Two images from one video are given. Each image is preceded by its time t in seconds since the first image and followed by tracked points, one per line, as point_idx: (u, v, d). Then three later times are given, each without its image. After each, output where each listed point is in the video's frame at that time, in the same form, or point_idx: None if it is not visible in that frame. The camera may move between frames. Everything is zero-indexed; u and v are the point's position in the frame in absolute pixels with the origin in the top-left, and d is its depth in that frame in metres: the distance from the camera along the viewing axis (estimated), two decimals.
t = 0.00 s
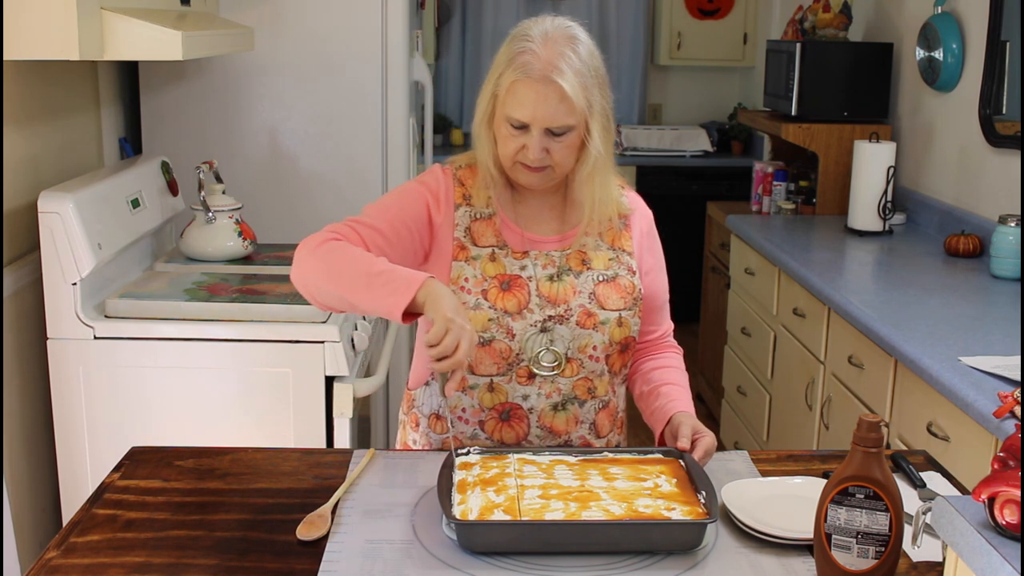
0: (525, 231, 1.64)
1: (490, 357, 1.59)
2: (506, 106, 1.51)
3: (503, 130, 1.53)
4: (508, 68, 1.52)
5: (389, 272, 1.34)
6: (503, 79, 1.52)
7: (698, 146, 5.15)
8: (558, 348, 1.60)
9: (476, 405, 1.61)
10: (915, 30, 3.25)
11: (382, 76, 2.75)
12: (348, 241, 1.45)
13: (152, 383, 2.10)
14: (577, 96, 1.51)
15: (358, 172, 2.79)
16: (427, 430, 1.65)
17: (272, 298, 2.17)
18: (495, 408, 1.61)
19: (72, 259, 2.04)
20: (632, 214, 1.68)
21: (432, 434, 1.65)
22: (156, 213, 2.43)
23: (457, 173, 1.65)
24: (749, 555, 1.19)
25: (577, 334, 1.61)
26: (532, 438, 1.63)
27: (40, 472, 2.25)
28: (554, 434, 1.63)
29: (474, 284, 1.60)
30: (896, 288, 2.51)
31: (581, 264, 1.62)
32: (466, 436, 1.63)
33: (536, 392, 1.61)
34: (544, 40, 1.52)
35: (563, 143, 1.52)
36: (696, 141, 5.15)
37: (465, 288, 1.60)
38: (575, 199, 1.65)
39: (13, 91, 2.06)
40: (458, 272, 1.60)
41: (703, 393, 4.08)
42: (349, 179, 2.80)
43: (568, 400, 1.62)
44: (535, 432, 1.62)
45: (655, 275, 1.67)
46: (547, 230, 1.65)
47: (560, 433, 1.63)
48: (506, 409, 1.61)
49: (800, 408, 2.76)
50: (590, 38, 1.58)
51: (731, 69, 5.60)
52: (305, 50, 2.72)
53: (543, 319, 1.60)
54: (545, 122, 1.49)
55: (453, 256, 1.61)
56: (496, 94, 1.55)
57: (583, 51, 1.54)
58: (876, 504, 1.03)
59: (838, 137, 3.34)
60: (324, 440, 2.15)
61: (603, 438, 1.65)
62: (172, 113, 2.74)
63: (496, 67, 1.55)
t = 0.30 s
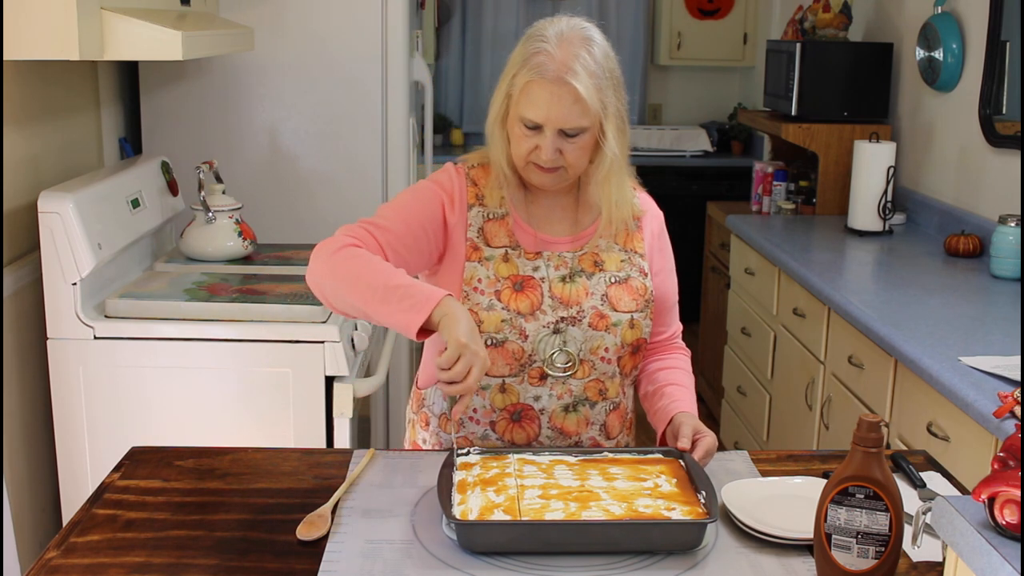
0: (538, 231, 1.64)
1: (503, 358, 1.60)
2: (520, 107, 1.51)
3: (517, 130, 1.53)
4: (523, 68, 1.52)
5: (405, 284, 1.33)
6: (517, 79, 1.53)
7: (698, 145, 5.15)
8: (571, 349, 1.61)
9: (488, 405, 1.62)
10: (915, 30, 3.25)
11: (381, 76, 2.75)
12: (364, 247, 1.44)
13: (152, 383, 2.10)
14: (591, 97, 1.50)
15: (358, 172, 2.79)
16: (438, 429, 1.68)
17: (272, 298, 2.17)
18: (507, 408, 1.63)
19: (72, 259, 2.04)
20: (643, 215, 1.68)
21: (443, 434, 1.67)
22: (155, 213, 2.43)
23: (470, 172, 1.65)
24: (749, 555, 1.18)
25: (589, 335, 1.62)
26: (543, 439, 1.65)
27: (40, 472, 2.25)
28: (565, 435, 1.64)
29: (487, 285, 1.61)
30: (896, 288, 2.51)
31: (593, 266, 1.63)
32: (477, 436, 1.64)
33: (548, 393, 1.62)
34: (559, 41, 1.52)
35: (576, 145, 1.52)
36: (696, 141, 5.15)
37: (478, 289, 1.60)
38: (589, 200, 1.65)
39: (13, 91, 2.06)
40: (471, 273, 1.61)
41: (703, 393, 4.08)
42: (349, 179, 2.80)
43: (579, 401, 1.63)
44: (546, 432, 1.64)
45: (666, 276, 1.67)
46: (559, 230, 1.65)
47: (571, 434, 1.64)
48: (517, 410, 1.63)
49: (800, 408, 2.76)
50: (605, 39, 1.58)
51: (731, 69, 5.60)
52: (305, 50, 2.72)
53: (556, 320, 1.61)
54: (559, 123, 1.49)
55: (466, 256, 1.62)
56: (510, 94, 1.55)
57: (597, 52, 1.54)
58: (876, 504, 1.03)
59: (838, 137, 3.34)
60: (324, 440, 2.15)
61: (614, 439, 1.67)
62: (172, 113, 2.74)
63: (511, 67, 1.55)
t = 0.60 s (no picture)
0: (540, 231, 1.64)
1: (504, 358, 1.60)
2: (523, 107, 1.51)
3: (520, 130, 1.53)
4: (526, 68, 1.52)
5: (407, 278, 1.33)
6: (521, 79, 1.53)
7: (698, 146, 5.15)
8: (573, 349, 1.61)
9: (488, 405, 1.63)
10: (915, 30, 3.25)
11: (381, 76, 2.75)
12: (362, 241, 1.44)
13: (152, 383, 2.10)
14: (594, 97, 1.51)
15: (358, 172, 2.79)
16: (438, 429, 1.67)
17: (272, 298, 2.17)
18: (508, 408, 1.63)
19: (72, 259, 2.04)
20: (646, 216, 1.67)
21: (443, 434, 1.67)
22: (156, 213, 2.43)
23: (472, 172, 1.65)
24: (748, 555, 1.18)
25: (591, 335, 1.62)
26: (544, 439, 1.65)
27: (41, 472, 2.25)
28: (566, 435, 1.64)
29: (489, 285, 1.60)
30: (896, 288, 2.51)
31: (595, 266, 1.63)
32: (477, 436, 1.65)
33: (549, 393, 1.62)
34: (562, 41, 1.52)
35: (579, 144, 1.52)
36: (696, 141, 5.16)
37: (480, 289, 1.60)
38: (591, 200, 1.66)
39: (14, 91, 2.06)
40: (472, 273, 1.61)
41: (703, 393, 4.08)
42: (349, 179, 2.80)
43: (580, 401, 1.63)
44: (547, 433, 1.64)
45: (667, 276, 1.67)
46: (561, 230, 1.65)
47: (572, 434, 1.64)
48: (518, 410, 1.63)
49: (800, 408, 2.76)
50: (608, 39, 1.58)
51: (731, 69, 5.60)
52: (304, 50, 2.72)
53: (557, 321, 1.61)
54: (562, 123, 1.49)
55: (467, 256, 1.62)
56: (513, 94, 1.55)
57: (601, 52, 1.54)
58: (876, 504, 1.03)
59: (838, 137, 3.34)
60: (325, 440, 2.15)
61: (615, 439, 1.67)
62: (172, 114, 2.74)
63: (513, 67, 1.55)
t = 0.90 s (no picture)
0: (532, 232, 1.64)
1: (498, 359, 1.59)
2: (531, 102, 1.51)
3: (526, 127, 1.52)
4: (532, 64, 1.52)
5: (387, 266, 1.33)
6: (527, 77, 1.52)
7: (698, 145, 5.15)
8: (567, 350, 1.61)
9: (484, 407, 1.62)
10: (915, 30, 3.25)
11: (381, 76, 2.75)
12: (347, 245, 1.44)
13: (152, 383, 2.10)
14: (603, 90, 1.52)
15: (358, 173, 2.79)
16: (434, 431, 1.67)
17: (272, 298, 2.17)
18: (503, 410, 1.62)
19: (72, 259, 2.04)
20: (637, 216, 1.68)
21: (438, 436, 1.67)
22: (156, 213, 2.43)
23: (464, 174, 1.66)
24: (749, 555, 1.18)
25: (584, 336, 1.61)
26: (539, 440, 1.64)
27: (41, 472, 2.25)
28: (561, 436, 1.63)
29: (482, 287, 1.60)
30: (896, 288, 2.51)
31: (587, 266, 1.63)
32: (473, 438, 1.64)
33: (544, 394, 1.62)
34: (569, 36, 1.53)
35: (587, 138, 1.53)
36: (696, 141, 5.16)
37: (473, 291, 1.60)
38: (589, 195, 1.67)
39: (14, 91, 2.06)
40: (465, 275, 1.61)
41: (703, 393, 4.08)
42: (349, 179, 2.79)
43: (575, 402, 1.63)
44: (543, 434, 1.63)
45: (659, 276, 1.68)
46: (553, 232, 1.65)
47: (567, 434, 1.64)
48: (513, 412, 1.62)
49: (800, 408, 2.76)
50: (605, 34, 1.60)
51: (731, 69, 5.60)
52: (304, 50, 2.72)
53: (551, 321, 1.60)
54: (573, 117, 1.49)
55: (460, 258, 1.62)
56: (517, 92, 1.54)
57: (603, 46, 1.56)
58: (876, 504, 1.03)
59: (838, 138, 3.35)
60: (325, 440, 2.15)
61: (609, 439, 1.67)
62: (172, 114, 2.75)
63: (516, 65, 1.54)
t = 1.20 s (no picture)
0: (525, 233, 1.63)
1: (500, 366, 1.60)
2: (554, 93, 1.51)
3: (549, 119, 1.51)
4: (553, 56, 1.51)
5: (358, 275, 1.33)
6: (548, 70, 1.51)
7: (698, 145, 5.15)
8: (568, 349, 1.61)
9: (491, 414, 1.63)
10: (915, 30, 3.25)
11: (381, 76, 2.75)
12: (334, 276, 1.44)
13: (152, 383, 2.10)
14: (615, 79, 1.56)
15: (358, 172, 2.79)
16: (441, 439, 1.66)
17: (271, 298, 2.16)
18: (510, 415, 1.63)
19: (72, 259, 2.04)
20: (628, 210, 1.69)
21: (446, 444, 1.66)
22: (156, 213, 2.43)
23: (453, 179, 1.64)
24: (749, 555, 1.18)
25: (584, 335, 1.62)
26: (548, 442, 1.64)
27: (40, 472, 2.25)
28: (569, 436, 1.64)
29: (479, 294, 1.60)
30: (896, 288, 2.51)
31: (583, 264, 1.63)
32: (481, 444, 1.65)
33: (549, 396, 1.63)
34: (584, 28, 1.55)
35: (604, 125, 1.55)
36: (696, 141, 5.16)
37: (470, 300, 1.60)
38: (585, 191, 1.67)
39: (14, 91, 2.06)
40: (462, 284, 1.60)
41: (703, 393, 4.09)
42: (349, 179, 2.79)
43: (580, 400, 1.63)
44: (551, 436, 1.64)
45: (651, 270, 1.68)
46: (546, 232, 1.64)
47: (574, 434, 1.64)
48: (520, 416, 1.63)
49: (800, 408, 2.76)
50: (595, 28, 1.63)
51: (732, 69, 5.59)
52: (304, 50, 2.72)
53: (551, 323, 1.61)
54: (600, 104, 1.51)
55: (455, 266, 1.61)
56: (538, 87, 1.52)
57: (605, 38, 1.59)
58: (876, 504, 1.03)
59: (838, 137, 3.35)
60: (325, 440, 2.15)
61: (615, 434, 1.67)
62: (172, 114, 2.75)
63: (531, 59, 1.53)
